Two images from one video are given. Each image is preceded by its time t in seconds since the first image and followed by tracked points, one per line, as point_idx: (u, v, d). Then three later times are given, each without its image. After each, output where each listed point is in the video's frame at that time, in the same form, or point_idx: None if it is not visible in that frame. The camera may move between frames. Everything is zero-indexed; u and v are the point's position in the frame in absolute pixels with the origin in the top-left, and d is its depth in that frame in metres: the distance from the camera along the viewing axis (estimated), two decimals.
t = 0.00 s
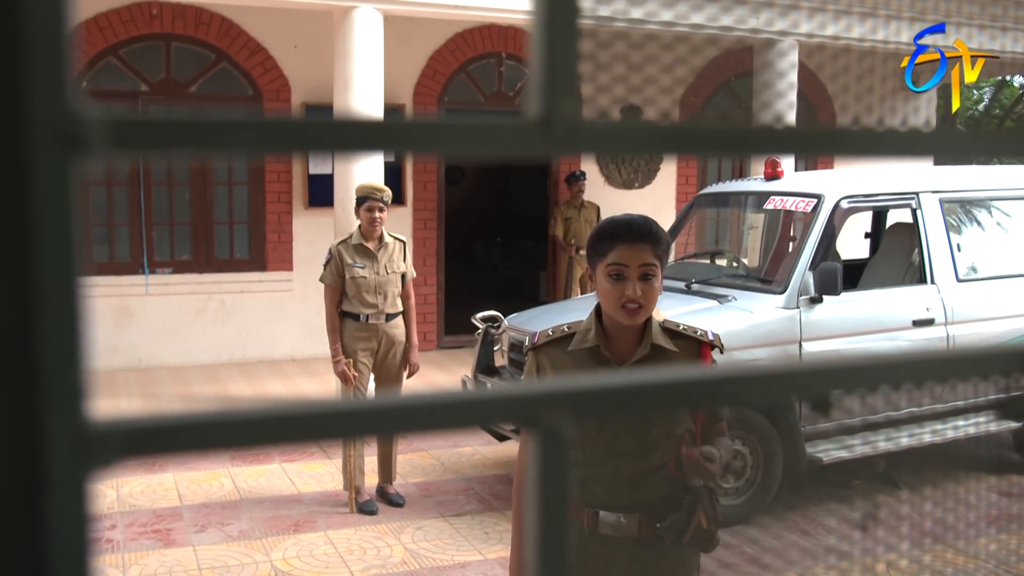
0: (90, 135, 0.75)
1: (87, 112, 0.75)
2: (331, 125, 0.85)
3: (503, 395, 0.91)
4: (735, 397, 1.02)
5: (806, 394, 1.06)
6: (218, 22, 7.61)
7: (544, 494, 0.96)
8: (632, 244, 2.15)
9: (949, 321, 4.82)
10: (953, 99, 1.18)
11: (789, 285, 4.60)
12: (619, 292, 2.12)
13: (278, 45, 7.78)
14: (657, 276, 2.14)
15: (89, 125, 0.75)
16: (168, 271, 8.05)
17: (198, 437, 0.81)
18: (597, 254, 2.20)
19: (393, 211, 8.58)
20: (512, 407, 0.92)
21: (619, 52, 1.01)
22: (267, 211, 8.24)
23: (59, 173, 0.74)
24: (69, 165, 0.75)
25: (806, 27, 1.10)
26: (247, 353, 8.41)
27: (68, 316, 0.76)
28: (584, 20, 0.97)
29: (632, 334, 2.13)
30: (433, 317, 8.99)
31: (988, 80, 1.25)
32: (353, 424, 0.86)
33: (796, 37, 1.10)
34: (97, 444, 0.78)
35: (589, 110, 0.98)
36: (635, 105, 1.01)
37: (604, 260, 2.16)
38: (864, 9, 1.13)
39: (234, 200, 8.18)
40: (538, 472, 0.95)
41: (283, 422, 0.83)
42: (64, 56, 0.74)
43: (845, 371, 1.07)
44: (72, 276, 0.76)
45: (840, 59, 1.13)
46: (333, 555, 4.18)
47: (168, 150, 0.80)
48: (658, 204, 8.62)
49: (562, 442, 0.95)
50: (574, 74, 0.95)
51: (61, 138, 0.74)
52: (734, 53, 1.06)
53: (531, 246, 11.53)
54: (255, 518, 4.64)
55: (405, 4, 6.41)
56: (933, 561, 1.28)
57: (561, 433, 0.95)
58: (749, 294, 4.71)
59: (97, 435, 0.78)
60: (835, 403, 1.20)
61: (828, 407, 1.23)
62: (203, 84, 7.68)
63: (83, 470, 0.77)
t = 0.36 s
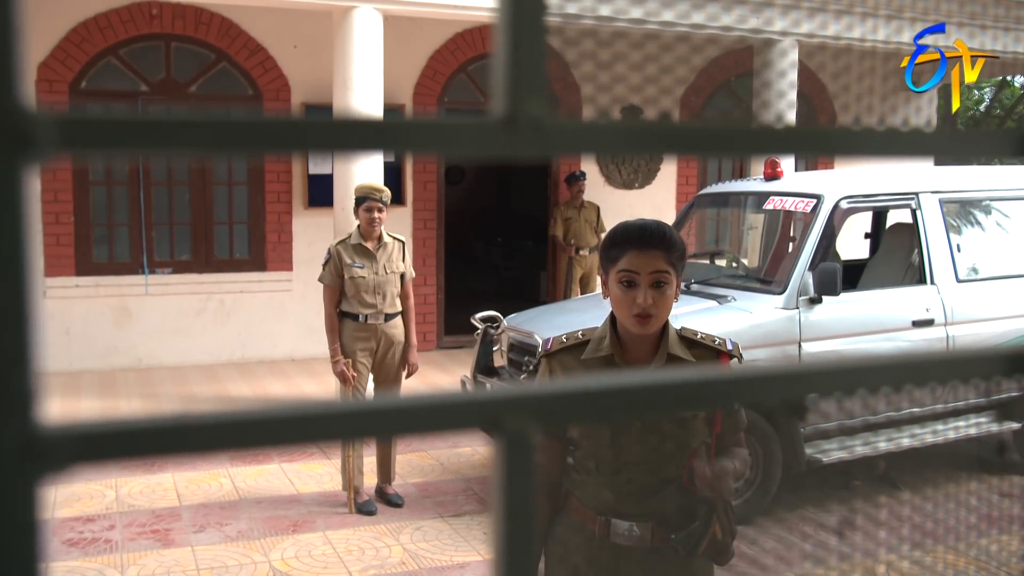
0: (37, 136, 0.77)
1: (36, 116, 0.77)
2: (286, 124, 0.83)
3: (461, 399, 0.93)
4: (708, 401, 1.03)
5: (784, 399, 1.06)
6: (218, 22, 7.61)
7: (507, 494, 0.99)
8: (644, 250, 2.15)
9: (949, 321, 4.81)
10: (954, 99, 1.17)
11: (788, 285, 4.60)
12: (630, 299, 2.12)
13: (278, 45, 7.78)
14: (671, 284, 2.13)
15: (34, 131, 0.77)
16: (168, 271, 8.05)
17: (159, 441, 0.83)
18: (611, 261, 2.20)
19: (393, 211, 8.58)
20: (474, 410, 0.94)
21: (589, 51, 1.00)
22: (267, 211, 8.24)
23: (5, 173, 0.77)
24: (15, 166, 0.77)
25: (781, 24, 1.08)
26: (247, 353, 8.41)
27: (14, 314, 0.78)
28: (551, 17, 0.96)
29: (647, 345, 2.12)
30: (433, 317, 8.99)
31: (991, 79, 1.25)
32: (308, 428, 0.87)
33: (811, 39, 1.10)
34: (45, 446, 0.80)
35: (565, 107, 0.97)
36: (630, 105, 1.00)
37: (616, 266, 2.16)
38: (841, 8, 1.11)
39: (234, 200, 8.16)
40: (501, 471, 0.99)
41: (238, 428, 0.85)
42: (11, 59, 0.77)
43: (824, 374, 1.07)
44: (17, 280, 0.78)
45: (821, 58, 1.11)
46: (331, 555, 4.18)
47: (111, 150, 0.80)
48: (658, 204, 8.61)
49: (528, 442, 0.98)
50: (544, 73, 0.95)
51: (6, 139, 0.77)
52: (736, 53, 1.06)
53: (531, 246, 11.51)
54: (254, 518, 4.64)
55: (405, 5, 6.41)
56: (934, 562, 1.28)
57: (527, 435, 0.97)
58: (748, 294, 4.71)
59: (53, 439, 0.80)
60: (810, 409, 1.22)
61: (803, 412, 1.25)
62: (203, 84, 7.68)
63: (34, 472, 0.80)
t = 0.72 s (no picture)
0: None
1: (29, 117, 0.79)
2: (276, 124, 0.85)
3: (437, 402, 0.94)
4: (674, 406, 1.02)
5: (753, 404, 1.05)
6: (218, 22, 7.61)
7: (470, 501, 0.99)
8: (645, 246, 2.14)
9: (949, 322, 4.81)
10: (952, 98, 1.16)
11: (788, 286, 4.60)
12: (632, 298, 2.12)
13: (279, 45, 7.78)
14: (673, 281, 2.13)
15: (25, 133, 0.79)
16: (168, 271, 8.06)
17: (149, 445, 0.84)
18: (609, 260, 2.19)
19: (393, 211, 8.58)
20: (436, 414, 0.94)
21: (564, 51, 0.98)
22: (267, 212, 8.23)
23: None
24: None
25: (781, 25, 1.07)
26: (247, 353, 8.41)
27: None
28: (516, 16, 0.96)
29: (649, 347, 2.13)
30: (434, 317, 8.99)
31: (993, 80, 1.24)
32: (289, 433, 0.88)
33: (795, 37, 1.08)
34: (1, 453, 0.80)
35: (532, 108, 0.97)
36: (633, 105, 1.01)
37: (616, 266, 2.15)
38: (841, 8, 1.11)
39: (234, 200, 8.14)
40: (466, 478, 0.98)
41: (222, 433, 0.86)
42: None
43: (794, 379, 1.06)
44: None
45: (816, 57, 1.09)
46: (330, 556, 4.18)
47: (99, 150, 0.81)
48: (658, 204, 8.61)
49: (490, 448, 0.97)
50: (506, 72, 0.95)
51: None
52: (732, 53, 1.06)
53: (532, 246, 11.50)
54: (253, 518, 4.64)
55: (405, 5, 6.41)
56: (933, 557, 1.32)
57: (488, 441, 0.97)
58: (748, 294, 4.71)
59: (44, 439, 0.81)
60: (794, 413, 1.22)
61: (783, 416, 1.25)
62: (203, 84, 7.66)
63: (22, 470, 0.81)
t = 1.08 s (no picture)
0: None
1: (24, 117, 0.79)
2: (275, 124, 0.85)
3: (427, 405, 0.94)
4: (648, 411, 1.01)
5: (729, 409, 1.05)
6: (220, 23, 7.62)
7: (435, 509, 0.98)
8: (632, 253, 2.11)
9: (952, 322, 4.81)
10: (953, 98, 1.16)
11: (789, 286, 4.60)
12: (619, 307, 2.08)
13: (280, 46, 7.79)
14: (661, 290, 2.10)
15: (24, 131, 0.79)
16: (170, 271, 8.07)
17: (150, 448, 0.83)
18: (596, 268, 2.16)
19: (395, 211, 8.59)
20: (409, 419, 0.92)
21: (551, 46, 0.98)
22: (269, 212, 8.22)
23: None
24: None
25: (759, 22, 1.05)
26: (249, 353, 8.43)
27: None
28: (483, 14, 0.96)
29: (638, 357, 2.07)
30: (435, 317, 8.98)
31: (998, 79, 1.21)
32: (279, 438, 0.87)
33: (766, 36, 1.06)
34: None
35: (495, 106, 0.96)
36: (634, 105, 1.00)
37: (603, 274, 2.12)
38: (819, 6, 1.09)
39: (235, 200, 8.06)
40: (431, 485, 0.97)
41: (214, 436, 0.86)
42: None
43: (768, 384, 1.05)
44: None
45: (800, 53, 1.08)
46: (330, 556, 4.18)
47: (94, 152, 0.81)
48: (660, 204, 8.62)
49: (457, 456, 0.96)
50: (472, 73, 0.95)
51: None
52: (731, 57, 1.05)
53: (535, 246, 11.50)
54: (254, 518, 4.64)
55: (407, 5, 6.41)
56: (926, 559, 1.30)
57: (456, 448, 0.96)
58: (749, 295, 4.71)
59: (42, 442, 0.81)
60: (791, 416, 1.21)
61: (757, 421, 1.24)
62: (205, 84, 7.67)
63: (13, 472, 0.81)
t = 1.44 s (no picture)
0: None
1: (29, 123, 0.79)
2: (267, 130, 0.85)
3: (433, 410, 0.94)
4: (630, 420, 1.01)
5: (714, 417, 1.05)
6: (226, 23, 7.64)
7: (410, 517, 0.97)
8: (617, 251, 2.05)
9: (958, 324, 4.77)
10: (953, 98, 1.14)
11: (794, 287, 4.59)
12: (603, 306, 2.04)
13: (286, 47, 7.80)
14: (647, 288, 2.05)
15: (32, 137, 0.79)
16: (175, 271, 8.09)
17: (155, 454, 0.84)
18: (580, 263, 2.10)
19: (400, 212, 8.60)
20: (388, 427, 0.92)
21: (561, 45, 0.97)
22: (274, 213, 8.21)
23: None
24: None
25: (743, 23, 1.05)
26: (254, 353, 8.44)
27: None
28: (457, 14, 0.96)
29: (623, 359, 2.04)
30: (440, 317, 8.98)
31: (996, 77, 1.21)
32: (277, 446, 0.87)
33: (750, 36, 1.05)
34: None
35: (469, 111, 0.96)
36: (639, 106, 1.01)
37: (587, 271, 2.07)
38: (804, 6, 1.07)
39: (242, 201, 8.08)
40: (407, 495, 0.96)
41: (217, 442, 0.86)
42: None
43: (754, 391, 1.05)
44: None
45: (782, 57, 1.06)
46: (334, 557, 4.19)
47: (102, 158, 0.81)
48: (666, 205, 8.61)
49: (434, 464, 0.95)
50: (470, 78, 0.95)
51: None
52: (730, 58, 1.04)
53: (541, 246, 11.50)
54: (258, 519, 4.64)
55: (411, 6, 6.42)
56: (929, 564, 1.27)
57: (431, 457, 0.95)
58: (754, 296, 4.70)
59: (48, 448, 0.81)
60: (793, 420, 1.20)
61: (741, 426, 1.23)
62: (211, 84, 7.66)
63: (17, 478, 0.81)
